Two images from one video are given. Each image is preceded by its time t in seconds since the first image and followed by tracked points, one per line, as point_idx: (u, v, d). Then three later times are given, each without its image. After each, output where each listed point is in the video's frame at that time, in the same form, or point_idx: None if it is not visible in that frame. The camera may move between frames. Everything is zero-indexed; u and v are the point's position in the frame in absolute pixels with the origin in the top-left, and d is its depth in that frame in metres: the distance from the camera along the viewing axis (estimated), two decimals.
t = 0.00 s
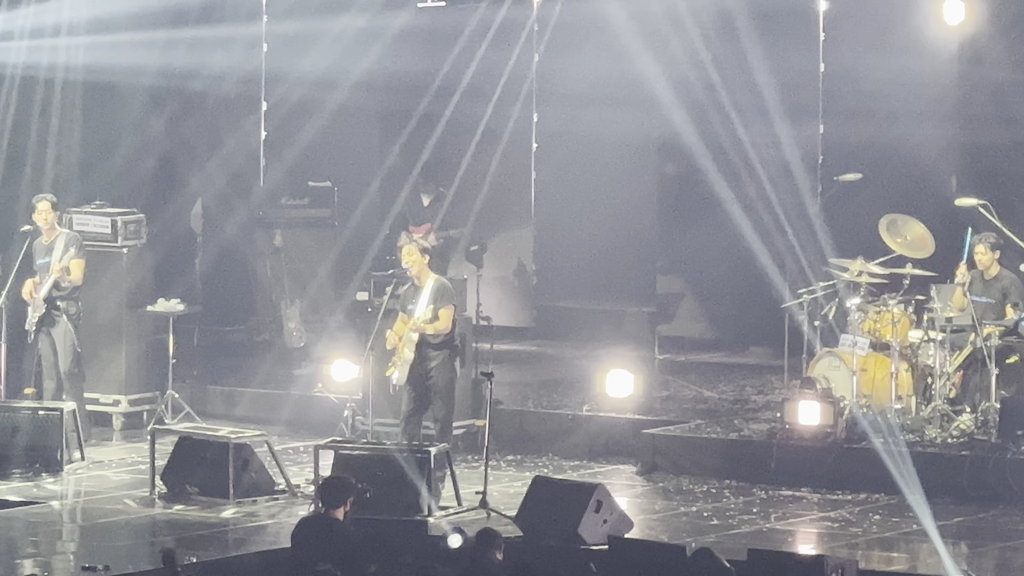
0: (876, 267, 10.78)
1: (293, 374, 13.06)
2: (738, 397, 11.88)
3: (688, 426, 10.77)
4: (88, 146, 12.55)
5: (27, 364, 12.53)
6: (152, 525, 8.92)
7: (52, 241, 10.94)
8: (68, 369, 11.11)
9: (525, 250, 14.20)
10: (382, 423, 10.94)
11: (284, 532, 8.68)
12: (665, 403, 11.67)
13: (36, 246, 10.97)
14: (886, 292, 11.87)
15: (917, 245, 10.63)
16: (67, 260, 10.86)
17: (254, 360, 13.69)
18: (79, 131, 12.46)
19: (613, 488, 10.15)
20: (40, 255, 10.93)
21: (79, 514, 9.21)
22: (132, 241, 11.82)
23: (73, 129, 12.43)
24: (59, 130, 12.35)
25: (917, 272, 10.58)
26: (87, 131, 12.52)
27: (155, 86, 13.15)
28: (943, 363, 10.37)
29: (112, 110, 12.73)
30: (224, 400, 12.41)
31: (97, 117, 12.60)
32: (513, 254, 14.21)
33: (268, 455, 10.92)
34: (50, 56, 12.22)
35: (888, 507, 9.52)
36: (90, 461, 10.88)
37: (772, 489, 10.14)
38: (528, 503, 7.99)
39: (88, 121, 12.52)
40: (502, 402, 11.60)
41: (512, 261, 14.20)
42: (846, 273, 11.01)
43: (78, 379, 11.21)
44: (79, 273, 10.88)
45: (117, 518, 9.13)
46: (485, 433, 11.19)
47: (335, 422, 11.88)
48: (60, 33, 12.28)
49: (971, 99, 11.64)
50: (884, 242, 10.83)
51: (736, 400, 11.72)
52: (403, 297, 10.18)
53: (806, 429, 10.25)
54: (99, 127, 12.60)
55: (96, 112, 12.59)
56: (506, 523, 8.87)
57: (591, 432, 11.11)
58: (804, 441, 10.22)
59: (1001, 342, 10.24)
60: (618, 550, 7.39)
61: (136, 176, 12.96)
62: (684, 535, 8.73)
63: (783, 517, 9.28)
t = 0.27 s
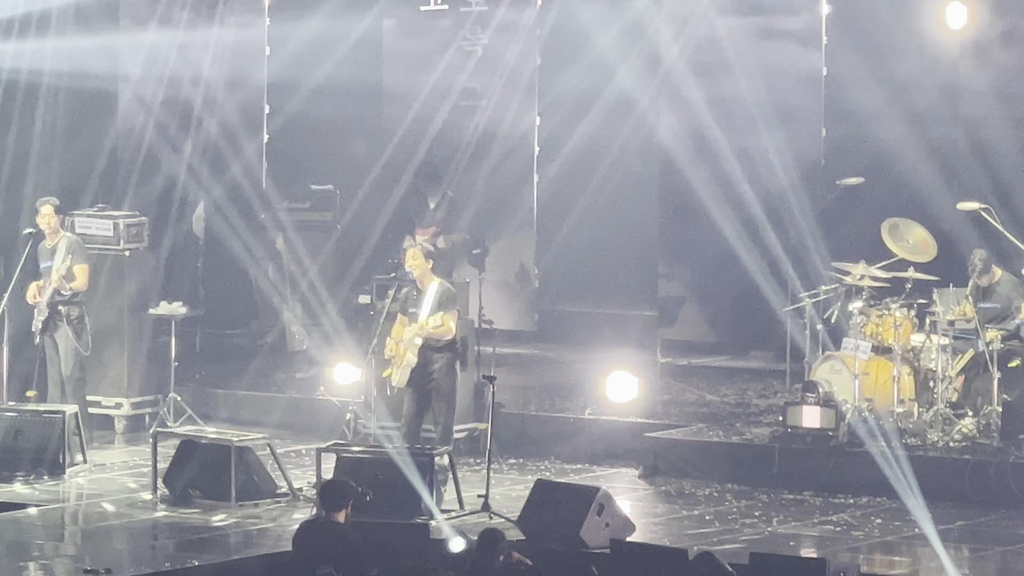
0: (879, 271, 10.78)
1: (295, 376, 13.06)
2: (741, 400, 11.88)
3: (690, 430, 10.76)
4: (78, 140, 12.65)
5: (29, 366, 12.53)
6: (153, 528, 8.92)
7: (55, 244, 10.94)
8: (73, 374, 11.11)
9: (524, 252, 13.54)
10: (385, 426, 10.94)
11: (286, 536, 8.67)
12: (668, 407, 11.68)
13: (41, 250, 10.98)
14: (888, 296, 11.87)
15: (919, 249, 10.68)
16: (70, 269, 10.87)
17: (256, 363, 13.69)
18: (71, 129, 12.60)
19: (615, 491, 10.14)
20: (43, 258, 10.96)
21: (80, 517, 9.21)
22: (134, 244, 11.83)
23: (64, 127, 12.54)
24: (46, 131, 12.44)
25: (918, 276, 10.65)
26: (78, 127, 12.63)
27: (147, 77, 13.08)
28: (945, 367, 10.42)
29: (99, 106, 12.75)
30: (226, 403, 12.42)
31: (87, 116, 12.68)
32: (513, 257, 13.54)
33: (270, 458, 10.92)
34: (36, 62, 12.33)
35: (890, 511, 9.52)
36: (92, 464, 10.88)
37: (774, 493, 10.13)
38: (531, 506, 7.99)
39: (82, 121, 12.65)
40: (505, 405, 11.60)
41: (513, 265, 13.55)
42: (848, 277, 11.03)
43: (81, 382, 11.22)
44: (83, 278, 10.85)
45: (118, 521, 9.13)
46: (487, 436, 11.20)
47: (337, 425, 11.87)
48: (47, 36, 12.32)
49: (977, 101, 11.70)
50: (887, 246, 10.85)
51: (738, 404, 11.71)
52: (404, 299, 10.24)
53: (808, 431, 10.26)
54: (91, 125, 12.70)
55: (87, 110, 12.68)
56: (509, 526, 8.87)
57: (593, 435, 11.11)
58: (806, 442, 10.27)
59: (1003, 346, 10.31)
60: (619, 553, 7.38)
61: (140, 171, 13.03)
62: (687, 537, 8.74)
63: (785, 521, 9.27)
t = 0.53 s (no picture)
0: (884, 274, 10.87)
1: (298, 380, 13.05)
2: (746, 404, 11.87)
3: (695, 433, 10.77)
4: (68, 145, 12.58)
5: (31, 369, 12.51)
6: (159, 531, 8.92)
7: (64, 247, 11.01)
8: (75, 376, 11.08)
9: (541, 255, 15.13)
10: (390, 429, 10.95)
11: (292, 538, 8.67)
12: (674, 411, 11.66)
13: (50, 252, 11.04)
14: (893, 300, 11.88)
15: (924, 253, 10.68)
16: (76, 273, 10.89)
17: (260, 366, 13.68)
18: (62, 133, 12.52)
19: (620, 495, 10.15)
20: (51, 260, 11.02)
21: (86, 521, 9.20)
22: (138, 248, 11.84)
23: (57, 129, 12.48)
24: (34, 134, 12.39)
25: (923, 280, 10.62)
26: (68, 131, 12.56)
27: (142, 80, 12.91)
28: (949, 371, 10.38)
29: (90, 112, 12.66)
30: (230, 406, 12.42)
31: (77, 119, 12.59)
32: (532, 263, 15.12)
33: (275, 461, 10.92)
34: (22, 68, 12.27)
35: (893, 514, 9.52)
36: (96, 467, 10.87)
37: (778, 496, 10.14)
38: (536, 511, 7.97)
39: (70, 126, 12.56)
40: (509, 408, 11.60)
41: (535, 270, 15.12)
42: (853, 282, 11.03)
43: (83, 384, 11.20)
44: (88, 281, 10.86)
45: (124, 523, 9.13)
46: (492, 439, 11.19)
47: (341, 428, 11.88)
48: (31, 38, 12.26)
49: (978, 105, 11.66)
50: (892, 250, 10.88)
51: (744, 408, 11.70)
52: (402, 298, 10.20)
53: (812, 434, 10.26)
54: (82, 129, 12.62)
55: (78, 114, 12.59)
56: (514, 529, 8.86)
57: (598, 439, 11.12)
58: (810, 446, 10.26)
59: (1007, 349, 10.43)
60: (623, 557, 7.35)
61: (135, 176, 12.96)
62: (692, 541, 8.72)
63: (789, 524, 9.28)
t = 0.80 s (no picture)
0: (890, 276, 10.81)
1: (304, 381, 13.06)
2: (752, 406, 11.88)
3: (701, 435, 10.77)
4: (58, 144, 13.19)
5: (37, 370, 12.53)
6: (165, 532, 8.93)
7: (69, 247, 10.94)
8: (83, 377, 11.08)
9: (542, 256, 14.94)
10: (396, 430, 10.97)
11: (298, 540, 8.67)
12: (680, 412, 11.66)
13: (54, 253, 10.99)
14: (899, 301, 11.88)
15: (930, 254, 10.63)
16: (82, 274, 10.86)
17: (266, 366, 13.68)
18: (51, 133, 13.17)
19: (626, 496, 10.14)
20: (55, 261, 10.97)
21: (93, 522, 9.22)
22: (145, 249, 11.84)
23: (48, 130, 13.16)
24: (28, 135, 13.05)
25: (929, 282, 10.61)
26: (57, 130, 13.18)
27: (132, 83, 13.21)
28: (955, 372, 10.35)
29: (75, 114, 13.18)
30: (237, 407, 12.43)
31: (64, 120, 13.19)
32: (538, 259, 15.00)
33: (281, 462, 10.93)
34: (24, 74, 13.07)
35: (900, 516, 9.51)
36: (101, 468, 10.88)
37: (784, 498, 10.13)
38: (543, 513, 7.98)
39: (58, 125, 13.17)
40: (516, 410, 11.62)
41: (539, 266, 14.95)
42: (858, 283, 11.00)
43: (90, 385, 11.20)
44: (96, 283, 10.84)
45: (130, 524, 9.14)
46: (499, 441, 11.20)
47: (347, 429, 11.88)
48: (25, 44, 13.05)
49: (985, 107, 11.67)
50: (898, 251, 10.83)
51: (750, 409, 11.70)
52: (403, 296, 10.23)
53: (818, 436, 10.28)
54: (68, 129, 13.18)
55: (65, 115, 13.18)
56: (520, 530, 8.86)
57: (604, 440, 11.13)
58: (816, 449, 10.25)
59: (1015, 351, 10.33)
60: (630, 560, 7.35)
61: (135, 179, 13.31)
62: (698, 543, 8.72)
63: (795, 525, 9.28)
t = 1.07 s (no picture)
0: (894, 275, 10.82)
1: (309, 381, 13.06)
2: (756, 406, 11.86)
3: (705, 434, 10.76)
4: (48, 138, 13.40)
5: (41, 369, 12.54)
6: (169, 531, 8.92)
7: (70, 247, 11.02)
8: (87, 376, 11.08)
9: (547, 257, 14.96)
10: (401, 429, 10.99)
11: (302, 539, 8.66)
12: (684, 412, 11.65)
13: (57, 253, 11.07)
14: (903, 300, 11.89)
15: (934, 254, 10.65)
16: (85, 272, 10.90)
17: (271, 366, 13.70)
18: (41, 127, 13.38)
19: (631, 496, 10.14)
20: (58, 261, 11.04)
21: (97, 520, 9.22)
22: (150, 248, 11.84)
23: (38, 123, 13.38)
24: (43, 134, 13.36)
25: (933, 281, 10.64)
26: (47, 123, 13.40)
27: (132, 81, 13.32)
28: (960, 372, 10.43)
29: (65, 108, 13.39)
30: (241, 407, 12.44)
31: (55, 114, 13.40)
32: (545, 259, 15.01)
33: (286, 461, 10.93)
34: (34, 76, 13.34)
35: (904, 516, 9.50)
36: (106, 467, 10.89)
37: (788, 498, 10.13)
38: (547, 512, 7.96)
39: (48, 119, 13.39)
40: (520, 409, 11.62)
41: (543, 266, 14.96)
42: (862, 282, 11.01)
43: (94, 384, 11.20)
44: (100, 281, 10.90)
45: (134, 523, 9.14)
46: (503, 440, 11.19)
47: (352, 428, 11.88)
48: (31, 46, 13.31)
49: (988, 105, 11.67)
50: (902, 250, 10.85)
51: (755, 409, 11.69)
52: (405, 293, 10.32)
53: (822, 435, 10.33)
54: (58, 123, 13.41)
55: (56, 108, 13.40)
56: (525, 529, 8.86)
57: (609, 439, 11.13)
58: (819, 450, 10.22)
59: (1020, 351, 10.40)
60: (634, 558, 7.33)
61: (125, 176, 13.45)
62: (702, 543, 8.70)
63: (800, 525, 9.27)
